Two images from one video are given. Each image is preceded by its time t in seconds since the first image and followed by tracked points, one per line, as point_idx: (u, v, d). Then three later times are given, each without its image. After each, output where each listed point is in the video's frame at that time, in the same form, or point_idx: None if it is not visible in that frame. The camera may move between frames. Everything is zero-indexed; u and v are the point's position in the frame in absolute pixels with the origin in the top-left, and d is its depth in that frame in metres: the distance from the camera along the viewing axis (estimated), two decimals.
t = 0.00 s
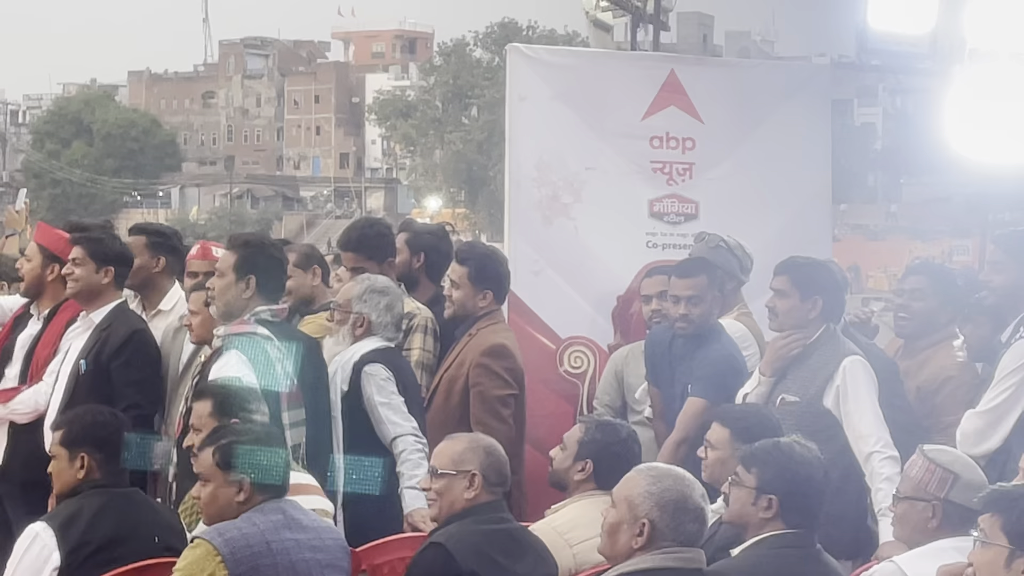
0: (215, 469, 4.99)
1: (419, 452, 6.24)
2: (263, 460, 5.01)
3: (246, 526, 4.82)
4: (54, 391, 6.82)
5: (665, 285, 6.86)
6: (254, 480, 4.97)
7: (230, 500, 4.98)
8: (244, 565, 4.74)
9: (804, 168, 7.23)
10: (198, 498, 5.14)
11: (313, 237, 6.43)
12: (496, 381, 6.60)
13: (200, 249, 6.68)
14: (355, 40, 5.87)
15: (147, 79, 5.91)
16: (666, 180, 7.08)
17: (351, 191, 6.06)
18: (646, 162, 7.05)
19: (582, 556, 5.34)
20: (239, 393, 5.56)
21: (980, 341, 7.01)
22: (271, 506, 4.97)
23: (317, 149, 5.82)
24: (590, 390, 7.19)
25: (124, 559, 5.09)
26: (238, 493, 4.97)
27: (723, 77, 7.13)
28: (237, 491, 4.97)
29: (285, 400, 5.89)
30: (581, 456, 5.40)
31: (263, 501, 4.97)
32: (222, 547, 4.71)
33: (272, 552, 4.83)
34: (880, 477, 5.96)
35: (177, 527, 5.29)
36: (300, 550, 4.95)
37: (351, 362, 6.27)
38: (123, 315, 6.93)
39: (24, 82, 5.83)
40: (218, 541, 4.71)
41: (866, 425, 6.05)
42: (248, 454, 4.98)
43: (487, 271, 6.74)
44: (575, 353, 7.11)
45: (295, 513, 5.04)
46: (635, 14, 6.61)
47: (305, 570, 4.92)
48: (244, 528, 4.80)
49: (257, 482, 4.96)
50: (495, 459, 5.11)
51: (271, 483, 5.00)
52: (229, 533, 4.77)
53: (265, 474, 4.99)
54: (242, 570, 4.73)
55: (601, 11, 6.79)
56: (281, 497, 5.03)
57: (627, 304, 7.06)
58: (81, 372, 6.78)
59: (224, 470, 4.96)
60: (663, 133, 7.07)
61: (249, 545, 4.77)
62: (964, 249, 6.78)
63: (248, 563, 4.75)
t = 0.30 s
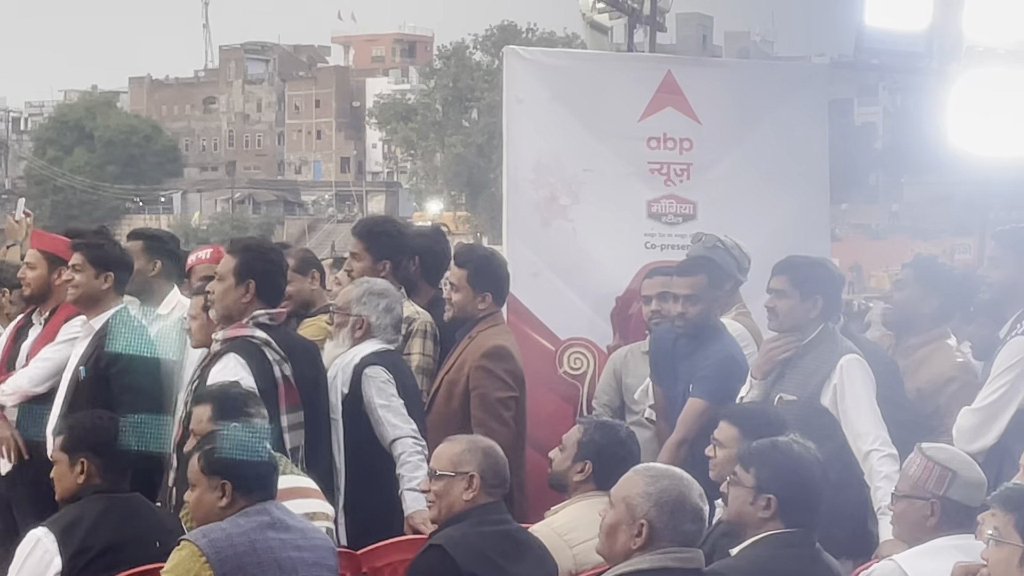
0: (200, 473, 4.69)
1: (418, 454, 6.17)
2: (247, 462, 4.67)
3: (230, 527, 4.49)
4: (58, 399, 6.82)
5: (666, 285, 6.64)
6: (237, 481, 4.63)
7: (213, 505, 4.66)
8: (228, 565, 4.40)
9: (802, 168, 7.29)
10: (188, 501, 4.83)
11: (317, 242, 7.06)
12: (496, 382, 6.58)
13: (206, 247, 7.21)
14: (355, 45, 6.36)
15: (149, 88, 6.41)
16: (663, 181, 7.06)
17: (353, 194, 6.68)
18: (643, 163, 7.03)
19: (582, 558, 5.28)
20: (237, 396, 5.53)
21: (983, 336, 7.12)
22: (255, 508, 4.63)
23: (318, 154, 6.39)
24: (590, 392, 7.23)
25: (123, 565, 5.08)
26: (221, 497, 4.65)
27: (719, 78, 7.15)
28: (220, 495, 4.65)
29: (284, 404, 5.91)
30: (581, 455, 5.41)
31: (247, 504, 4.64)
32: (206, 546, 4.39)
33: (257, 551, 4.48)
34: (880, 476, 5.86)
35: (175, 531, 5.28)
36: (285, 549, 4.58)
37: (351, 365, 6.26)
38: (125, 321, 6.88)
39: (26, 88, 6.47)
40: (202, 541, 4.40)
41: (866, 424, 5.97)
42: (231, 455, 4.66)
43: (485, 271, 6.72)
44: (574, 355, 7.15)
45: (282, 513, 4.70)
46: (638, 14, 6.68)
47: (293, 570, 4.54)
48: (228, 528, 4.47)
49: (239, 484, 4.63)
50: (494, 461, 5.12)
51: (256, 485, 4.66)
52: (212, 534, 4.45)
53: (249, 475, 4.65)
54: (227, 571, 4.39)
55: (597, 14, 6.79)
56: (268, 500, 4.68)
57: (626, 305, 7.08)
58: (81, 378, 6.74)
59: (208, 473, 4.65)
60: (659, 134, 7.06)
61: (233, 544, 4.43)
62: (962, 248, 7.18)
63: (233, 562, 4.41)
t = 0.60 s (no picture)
0: (225, 468, 4.70)
1: (440, 450, 6.12)
2: (274, 457, 4.68)
3: (254, 524, 4.51)
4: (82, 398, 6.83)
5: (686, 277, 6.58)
6: (261, 477, 4.65)
7: (238, 501, 4.68)
8: (254, 563, 4.41)
9: (823, 161, 7.25)
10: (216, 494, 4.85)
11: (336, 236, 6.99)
12: (518, 377, 6.57)
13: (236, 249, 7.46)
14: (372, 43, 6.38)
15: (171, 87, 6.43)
16: (681, 174, 7.04)
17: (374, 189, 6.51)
18: (662, 157, 7.01)
19: (604, 551, 5.31)
20: (259, 392, 5.54)
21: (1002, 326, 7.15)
22: (280, 504, 4.64)
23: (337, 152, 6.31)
24: (610, 384, 7.21)
25: (147, 561, 5.08)
26: (246, 492, 4.68)
27: (737, 70, 7.13)
28: (245, 491, 4.68)
29: (304, 400, 5.97)
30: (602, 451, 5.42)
31: (272, 501, 4.67)
32: (232, 544, 4.41)
33: (282, 548, 4.49)
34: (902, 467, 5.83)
35: (198, 527, 5.29)
36: (311, 545, 4.58)
37: (372, 360, 6.24)
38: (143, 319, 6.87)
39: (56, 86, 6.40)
40: (227, 539, 4.42)
41: (886, 417, 5.97)
42: (255, 452, 4.66)
43: (504, 266, 6.73)
44: (594, 348, 7.15)
45: (307, 510, 4.69)
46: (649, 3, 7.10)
47: (318, 565, 4.55)
48: (253, 525, 4.48)
49: (262, 480, 4.65)
50: (515, 456, 5.13)
51: (279, 481, 4.68)
52: (238, 531, 4.47)
53: (274, 471, 4.66)
54: (252, 568, 4.41)
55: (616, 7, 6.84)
56: (291, 495, 4.71)
57: (645, 298, 7.09)
58: (103, 377, 6.77)
59: (231, 469, 4.67)
60: (677, 127, 7.03)
61: (259, 541, 4.45)
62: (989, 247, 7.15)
63: (257, 560, 4.42)
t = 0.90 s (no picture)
0: (288, 444, 4.72)
1: (478, 431, 6.14)
2: (337, 436, 4.70)
3: (313, 507, 4.53)
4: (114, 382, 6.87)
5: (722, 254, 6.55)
6: (323, 455, 4.67)
7: (301, 478, 4.70)
8: (310, 546, 4.44)
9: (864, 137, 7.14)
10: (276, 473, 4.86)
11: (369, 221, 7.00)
12: (553, 358, 6.57)
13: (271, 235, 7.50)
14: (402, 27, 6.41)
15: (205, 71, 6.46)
16: (714, 155, 7.01)
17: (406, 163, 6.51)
18: (694, 138, 6.99)
19: (641, 531, 5.33)
20: (297, 374, 5.56)
21: None
22: (338, 486, 4.65)
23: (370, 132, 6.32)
24: (645, 365, 7.24)
25: (189, 542, 5.12)
26: (308, 469, 4.70)
27: (771, 49, 7.06)
28: (307, 468, 4.69)
29: (341, 382, 6.03)
30: (638, 430, 5.43)
31: (332, 479, 4.68)
32: (287, 526, 4.44)
33: (337, 534, 4.50)
34: (942, 447, 5.89)
35: (240, 510, 5.30)
36: (365, 531, 4.58)
37: (409, 343, 6.24)
38: (173, 303, 6.90)
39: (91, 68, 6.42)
40: (283, 521, 4.45)
41: (925, 395, 6.02)
42: (319, 428, 4.69)
43: (538, 247, 6.74)
44: (628, 331, 7.18)
45: (367, 494, 4.70)
46: None
47: (371, 551, 4.55)
48: (310, 509, 4.50)
49: (325, 457, 4.67)
50: (552, 435, 5.13)
51: (343, 460, 4.71)
52: (294, 514, 4.48)
53: (338, 449, 4.69)
54: (308, 552, 4.43)
55: None
56: (353, 476, 4.72)
57: (678, 280, 7.10)
58: (138, 363, 6.78)
59: (296, 444, 4.69)
60: (709, 108, 7.00)
61: (314, 525, 4.47)
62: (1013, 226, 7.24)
63: (314, 545, 4.44)
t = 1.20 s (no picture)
0: (342, 415, 4.75)
1: (519, 404, 6.17)
2: (392, 408, 4.73)
3: (365, 480, 4.55)
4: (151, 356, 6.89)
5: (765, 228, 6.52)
6: (378, 427, 4.70)
7: (354, 450, 4.73)
8: (358, 521, 4.47)
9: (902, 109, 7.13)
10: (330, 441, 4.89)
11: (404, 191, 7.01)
12: (592, 331, 6.58)
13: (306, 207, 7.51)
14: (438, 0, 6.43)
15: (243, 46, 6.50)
16: (751, 128, 6.99)
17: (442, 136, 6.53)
18: (732, 111, 6.98)
19: (681, 503, 5.34)
20: (336, 346, 5.60)
21: None
22: (392, 459, 4.66)
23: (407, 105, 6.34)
24: (682, 337, 7.28)
25: (230, 513, 5.13)
26: (363, 441, 4.72)
27: (811, 21, 7.02)
28: (362, 439, 4.72)
29: (380, 354, 6.07)
30: (677, 403, 5.45)
31: (387, 452, 4.71)
32: (337, 497, 4.46)
33: (387, 508, 4.54)
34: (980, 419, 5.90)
35: (276, 482, 5.31)
36: (416, 507, 4.63)
37: (451, 316, 6.26)
38: (211, 275, 6.95)
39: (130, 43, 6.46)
40: (334, 490, 4.46)
41: (962, 366, 6.03)
42: (372, 401, 4.72)
43: (577, 220, 6.76)
44: (665, 304, 7.21)
45: (421, 468, 4.71)
46: None
47: (419, 528, 4.61)
48: (362, 481, 4.52)
49: (380, 430, 4.70)
50: (592, 408, 5.15)
51: (397, 433, 4.73)
52: (345, 484, 4.50)
53: (391, 422, 4.71)
54: (356, 526, 4.46)
55: None
56: (406, 450, 4.74)
57: (716, 252, 7.11)
58: (175, 337, 6.81)
59: (351, 417, 4.71)
60: (747, 81, 6.96)
61: (365, 499, 4.50)
62: None
63: (362, 519, 4.48)
